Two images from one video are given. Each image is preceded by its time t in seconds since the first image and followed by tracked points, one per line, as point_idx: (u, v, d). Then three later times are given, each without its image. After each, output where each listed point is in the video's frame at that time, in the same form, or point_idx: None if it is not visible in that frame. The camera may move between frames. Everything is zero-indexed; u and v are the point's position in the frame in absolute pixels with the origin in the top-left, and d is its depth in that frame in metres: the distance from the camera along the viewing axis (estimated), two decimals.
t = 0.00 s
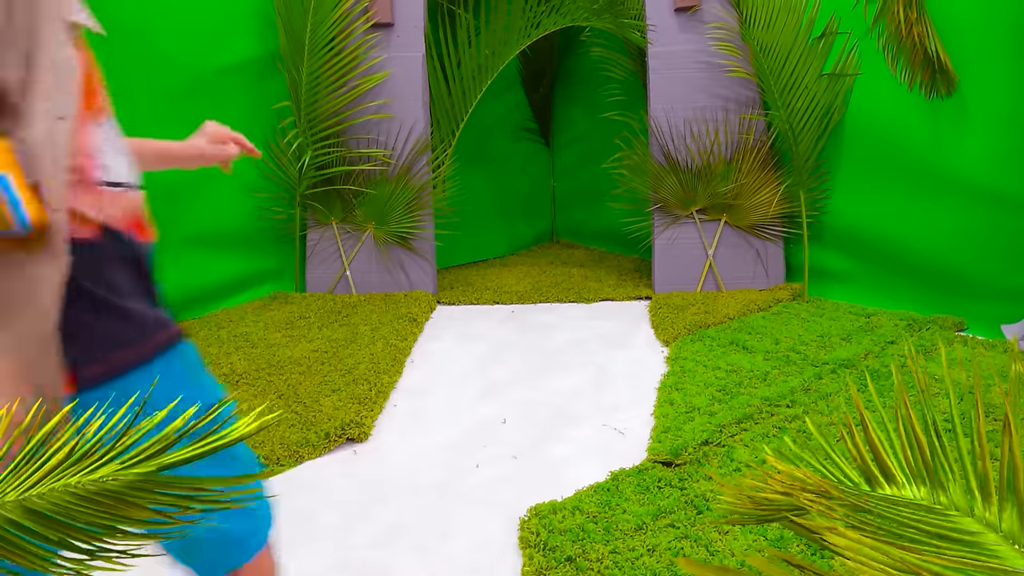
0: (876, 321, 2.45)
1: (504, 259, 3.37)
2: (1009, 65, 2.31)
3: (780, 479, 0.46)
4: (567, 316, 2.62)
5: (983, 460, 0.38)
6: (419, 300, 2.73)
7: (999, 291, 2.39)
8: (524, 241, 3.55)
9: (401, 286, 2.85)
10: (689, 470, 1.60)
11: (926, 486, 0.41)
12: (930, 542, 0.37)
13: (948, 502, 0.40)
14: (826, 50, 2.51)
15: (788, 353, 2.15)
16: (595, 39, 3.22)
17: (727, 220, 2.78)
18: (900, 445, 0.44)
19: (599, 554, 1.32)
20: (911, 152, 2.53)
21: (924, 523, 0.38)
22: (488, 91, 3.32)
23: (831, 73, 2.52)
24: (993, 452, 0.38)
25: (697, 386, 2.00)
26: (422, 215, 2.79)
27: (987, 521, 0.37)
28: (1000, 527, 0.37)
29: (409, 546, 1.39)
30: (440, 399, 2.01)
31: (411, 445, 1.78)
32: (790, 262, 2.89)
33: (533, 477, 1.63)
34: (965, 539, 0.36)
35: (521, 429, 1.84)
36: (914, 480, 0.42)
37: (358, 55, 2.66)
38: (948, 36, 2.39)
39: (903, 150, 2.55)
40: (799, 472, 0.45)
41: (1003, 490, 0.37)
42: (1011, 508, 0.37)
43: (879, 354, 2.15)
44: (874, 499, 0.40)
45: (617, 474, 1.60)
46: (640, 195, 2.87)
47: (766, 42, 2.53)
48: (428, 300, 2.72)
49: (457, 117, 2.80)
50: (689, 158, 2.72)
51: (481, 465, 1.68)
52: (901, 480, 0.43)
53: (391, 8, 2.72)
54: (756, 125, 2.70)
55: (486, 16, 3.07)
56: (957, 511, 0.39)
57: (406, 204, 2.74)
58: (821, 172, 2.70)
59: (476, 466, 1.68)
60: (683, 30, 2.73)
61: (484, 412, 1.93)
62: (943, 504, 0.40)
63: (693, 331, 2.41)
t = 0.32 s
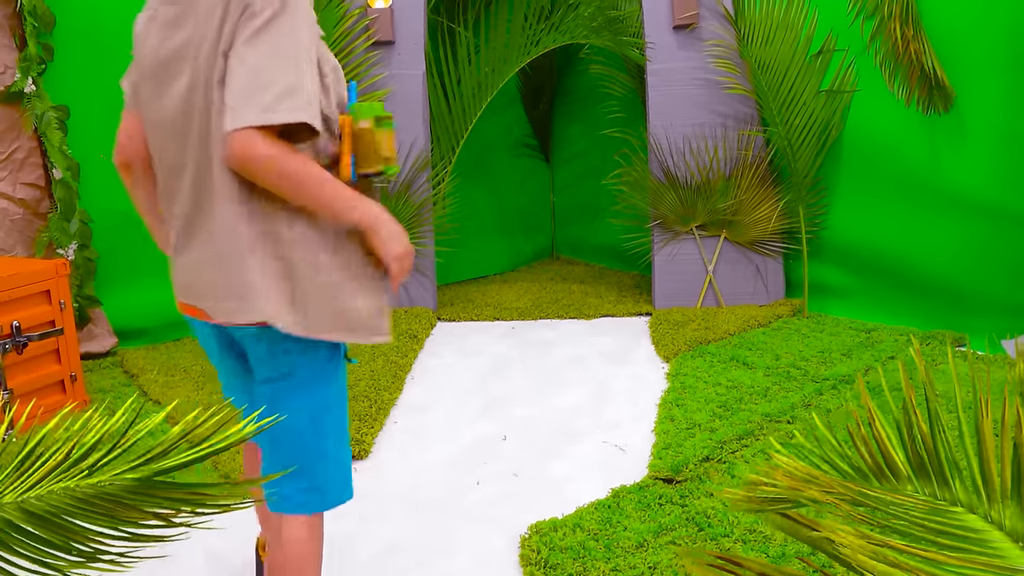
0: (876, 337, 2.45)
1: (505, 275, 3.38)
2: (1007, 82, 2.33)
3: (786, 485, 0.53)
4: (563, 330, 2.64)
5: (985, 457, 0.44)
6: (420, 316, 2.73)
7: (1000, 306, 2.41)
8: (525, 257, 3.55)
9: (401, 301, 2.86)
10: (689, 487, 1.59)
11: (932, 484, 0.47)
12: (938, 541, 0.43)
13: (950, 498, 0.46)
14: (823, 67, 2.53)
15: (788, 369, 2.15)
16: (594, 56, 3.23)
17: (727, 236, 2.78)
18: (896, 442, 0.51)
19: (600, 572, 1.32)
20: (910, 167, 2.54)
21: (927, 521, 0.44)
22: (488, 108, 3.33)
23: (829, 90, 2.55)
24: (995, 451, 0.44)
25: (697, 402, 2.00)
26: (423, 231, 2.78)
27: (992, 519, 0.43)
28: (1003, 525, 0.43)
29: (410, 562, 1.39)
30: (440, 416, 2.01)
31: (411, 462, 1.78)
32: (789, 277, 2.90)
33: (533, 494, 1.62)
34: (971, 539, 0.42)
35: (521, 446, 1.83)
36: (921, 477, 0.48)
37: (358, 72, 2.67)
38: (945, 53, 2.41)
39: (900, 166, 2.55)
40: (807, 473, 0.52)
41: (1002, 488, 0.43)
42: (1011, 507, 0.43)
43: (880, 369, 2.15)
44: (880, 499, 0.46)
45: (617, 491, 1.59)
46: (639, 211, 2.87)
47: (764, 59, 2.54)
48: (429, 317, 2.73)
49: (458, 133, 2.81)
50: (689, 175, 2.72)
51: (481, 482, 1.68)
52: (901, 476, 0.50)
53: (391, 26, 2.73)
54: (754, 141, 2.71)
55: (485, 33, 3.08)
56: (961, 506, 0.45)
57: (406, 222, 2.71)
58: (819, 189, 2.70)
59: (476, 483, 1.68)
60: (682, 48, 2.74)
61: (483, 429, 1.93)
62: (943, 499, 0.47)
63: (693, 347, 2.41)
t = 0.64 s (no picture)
0: (877, 369, 2.44)
1: (505, 308, 3.38)
2: (1006, 114, 2.33)
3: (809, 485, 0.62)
4: (563, 364, 2.62)
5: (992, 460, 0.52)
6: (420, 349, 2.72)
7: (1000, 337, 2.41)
8: (525, 290, 3.56)
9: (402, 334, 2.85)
10: (691, 521, 1.58)
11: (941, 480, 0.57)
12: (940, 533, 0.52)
13: (955, 495, 0.55)
14: (820, 101, 2.56)
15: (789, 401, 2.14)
16: (593, 90, 3.26)
17: (727, 268, 2.78)
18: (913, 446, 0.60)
19: None
20: (908, 199, 2.55)
21: (934, 517, 0.53)
22: (488, 142, 3.36)
23: (826, 123, 2.56)
24: (999, 456, 0.53)
25: (698, 435, 1.99)
26: (423, 263, 2.78)
27: (995, 516, 0.52)
28: (1006, 523, 0.51)
29: None
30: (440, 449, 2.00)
31: (411, 496, 1.76)
32: (789, 309, 2.90)
33: (532, 528, 1.61)
34: (976, 533, 0.51)
35: (522, 479, 1.82)
36: (930, 475, 0.58)
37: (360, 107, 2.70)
38: (941, 86, 2.44)
39: (898, 197, 2.57)
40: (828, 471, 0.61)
41: (1002, 489, 0.52)
42: (1011, 507, 0.51)
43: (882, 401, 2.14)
44: (893, 495, 0.55)
45: (618, 525, 1.58)
46: (639, 243, 2.88)
47: (761, 92, 2.56)
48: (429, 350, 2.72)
49: (458, 167, 2.84)
50: (687, 207, 2.74)
51: (481, 517, 1.66)
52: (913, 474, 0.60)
53: (392, 61, 2.75)
54: (752, 174, 2.72)
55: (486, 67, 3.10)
56: (965, 502, 0.54)
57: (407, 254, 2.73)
58: (817, 220, 2.71)
59: (476, 517, 1.66)
60: (679, 82, 2.76)
61: (484, 462, 1.92)
62: (949, 497, 0.56)
63: (694, 380, 2.40)
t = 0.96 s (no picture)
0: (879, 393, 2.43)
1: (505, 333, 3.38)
2: (1007, 140, 2.35)
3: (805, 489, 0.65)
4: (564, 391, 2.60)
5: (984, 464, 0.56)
6: (420, 374, 2.71)
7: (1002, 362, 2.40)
8: (525, 314, 3.55)
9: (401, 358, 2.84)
10: (693, 547, 1.56)
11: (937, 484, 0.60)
12: (939, 535, 0.56)
13: (952, 496, 0.59)
14: (818, 126, 2.59)
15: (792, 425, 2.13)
16: (591, 116, 3.28)
17: (726, 292, 2.79)
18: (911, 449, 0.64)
19: None
20: (906, 225, 2.57)
21: (935, 521, 0.57)
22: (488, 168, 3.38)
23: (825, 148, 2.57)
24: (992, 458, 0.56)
25: (699, 460, 1.98)
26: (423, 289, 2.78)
27: (991, 517, 0.55)
28: (1002, 523, 0.55)
29: None
30: (441, 475, 1.99)
31: (411, 522, 1.75)
32: (789, 334, 2.90)
33: (533, 555, 1.60)
34: (974, 536, 0.54)
35: (523, 505, 1.81)
36: (927, 477, 0.62)
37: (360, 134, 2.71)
38: (938, 113, 2.45)
39: (895, 223, 2.58)
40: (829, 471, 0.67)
41: (1000, 492, 0.55)
42: (1007, 509, 0.55)
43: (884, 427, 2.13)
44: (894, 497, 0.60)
45: (619, 551, 1.57)
46: (639, 268, 2.88)
47: (759, 118, 2.58)
48: (429, 375, 2.71)
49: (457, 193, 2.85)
50: (687, 232, 2.75)
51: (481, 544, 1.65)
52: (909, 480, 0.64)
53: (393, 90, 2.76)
54: (751, 200, 2.73)
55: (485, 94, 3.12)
56: (961, 505, 0.58)
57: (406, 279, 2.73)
58: (817, 246, 2.72)
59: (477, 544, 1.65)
60: (678, 108, 2.78)
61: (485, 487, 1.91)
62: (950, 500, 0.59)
63: (695, 405, 2.39)
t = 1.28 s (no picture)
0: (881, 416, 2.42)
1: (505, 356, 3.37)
2: (1004, 164, 2.34)
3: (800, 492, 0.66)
4: (564, 414, 2.59)
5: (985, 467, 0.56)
6: (420, 397, 2.70)
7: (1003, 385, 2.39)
8: (525, 337, 3.55)
9: (401, 382, 2.82)
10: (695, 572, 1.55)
11: (932, 487, 0.61)
12: (936, 537, 0.56)
13: (949, 501, 0.59)
14: (816, 150, 2.57)
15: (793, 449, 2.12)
16: (591, 140, 3.30)
17: (726, 315, 2.79)
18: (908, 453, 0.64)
19: None
20: (904, 247, 2.58)
21: (932, 520, 0.58)
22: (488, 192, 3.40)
23: (822, 172, 2.57)
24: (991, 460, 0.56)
25: (701, 484, 1.97)
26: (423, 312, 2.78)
27: (988, 521, 0.56)
28: (999, 527, 0.55)
29: None
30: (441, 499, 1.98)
31: (410, 548, 1.74)
32: (789, 356, 2.89)
33: None
34: (972, 538, 0.55)
35: (523, 529, 1.80)
36: (921, 483, 0.62)
37: (359, 157, 2.73)
38: (937, 137, 2.47)
39: (894, 246, 2.60)
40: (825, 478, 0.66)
41: (999, 496, 0.56)
42: (1006, 514, 0.55)
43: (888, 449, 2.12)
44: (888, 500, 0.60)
45: None
46: (639, 291, 2.89)
47: (757, 142, 2.60)
48: (429, 397, 2.70)
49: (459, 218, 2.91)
50: (687, 255, 2.75)
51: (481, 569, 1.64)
52: (903, 482, 0.65)
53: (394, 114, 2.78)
54: (750, 223, 2.74)
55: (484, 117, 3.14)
56: (957, 508, 0.59)
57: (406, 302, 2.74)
58: (817, 267, 2.73)
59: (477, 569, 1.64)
60: (678, 132, 2.80)
61: (484, 511, 1.90)
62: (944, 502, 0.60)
63: (695, 428, 2.38)
